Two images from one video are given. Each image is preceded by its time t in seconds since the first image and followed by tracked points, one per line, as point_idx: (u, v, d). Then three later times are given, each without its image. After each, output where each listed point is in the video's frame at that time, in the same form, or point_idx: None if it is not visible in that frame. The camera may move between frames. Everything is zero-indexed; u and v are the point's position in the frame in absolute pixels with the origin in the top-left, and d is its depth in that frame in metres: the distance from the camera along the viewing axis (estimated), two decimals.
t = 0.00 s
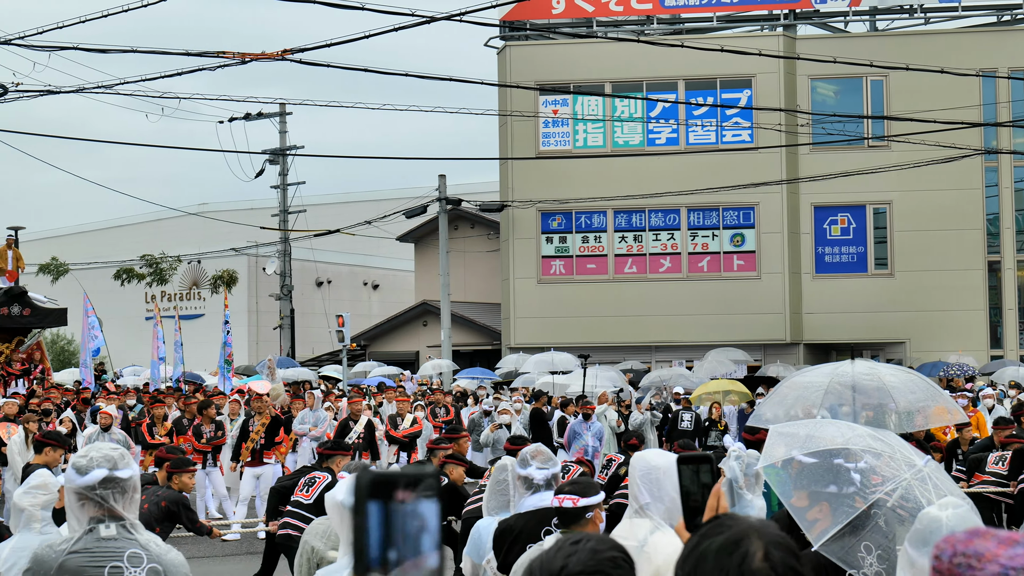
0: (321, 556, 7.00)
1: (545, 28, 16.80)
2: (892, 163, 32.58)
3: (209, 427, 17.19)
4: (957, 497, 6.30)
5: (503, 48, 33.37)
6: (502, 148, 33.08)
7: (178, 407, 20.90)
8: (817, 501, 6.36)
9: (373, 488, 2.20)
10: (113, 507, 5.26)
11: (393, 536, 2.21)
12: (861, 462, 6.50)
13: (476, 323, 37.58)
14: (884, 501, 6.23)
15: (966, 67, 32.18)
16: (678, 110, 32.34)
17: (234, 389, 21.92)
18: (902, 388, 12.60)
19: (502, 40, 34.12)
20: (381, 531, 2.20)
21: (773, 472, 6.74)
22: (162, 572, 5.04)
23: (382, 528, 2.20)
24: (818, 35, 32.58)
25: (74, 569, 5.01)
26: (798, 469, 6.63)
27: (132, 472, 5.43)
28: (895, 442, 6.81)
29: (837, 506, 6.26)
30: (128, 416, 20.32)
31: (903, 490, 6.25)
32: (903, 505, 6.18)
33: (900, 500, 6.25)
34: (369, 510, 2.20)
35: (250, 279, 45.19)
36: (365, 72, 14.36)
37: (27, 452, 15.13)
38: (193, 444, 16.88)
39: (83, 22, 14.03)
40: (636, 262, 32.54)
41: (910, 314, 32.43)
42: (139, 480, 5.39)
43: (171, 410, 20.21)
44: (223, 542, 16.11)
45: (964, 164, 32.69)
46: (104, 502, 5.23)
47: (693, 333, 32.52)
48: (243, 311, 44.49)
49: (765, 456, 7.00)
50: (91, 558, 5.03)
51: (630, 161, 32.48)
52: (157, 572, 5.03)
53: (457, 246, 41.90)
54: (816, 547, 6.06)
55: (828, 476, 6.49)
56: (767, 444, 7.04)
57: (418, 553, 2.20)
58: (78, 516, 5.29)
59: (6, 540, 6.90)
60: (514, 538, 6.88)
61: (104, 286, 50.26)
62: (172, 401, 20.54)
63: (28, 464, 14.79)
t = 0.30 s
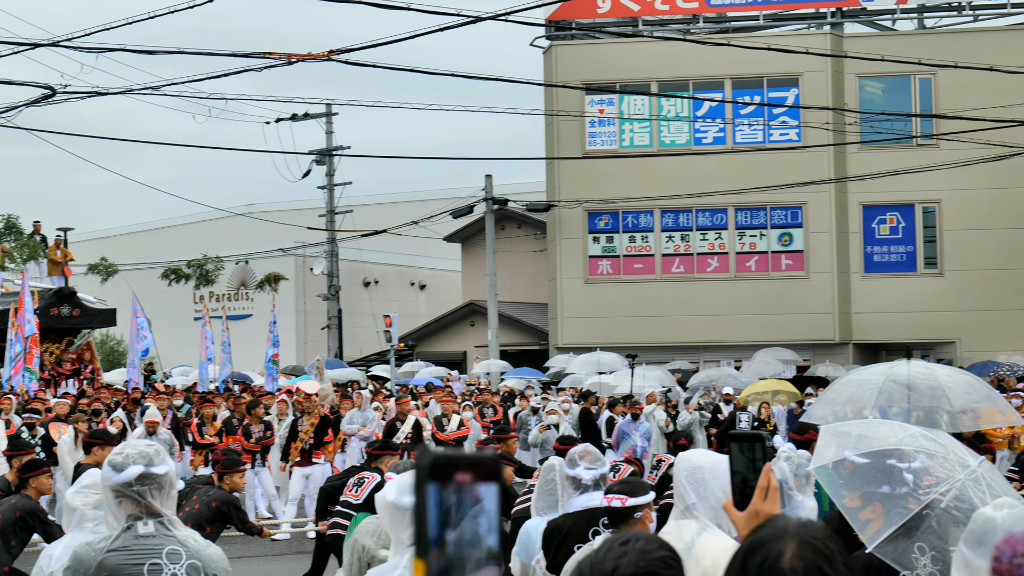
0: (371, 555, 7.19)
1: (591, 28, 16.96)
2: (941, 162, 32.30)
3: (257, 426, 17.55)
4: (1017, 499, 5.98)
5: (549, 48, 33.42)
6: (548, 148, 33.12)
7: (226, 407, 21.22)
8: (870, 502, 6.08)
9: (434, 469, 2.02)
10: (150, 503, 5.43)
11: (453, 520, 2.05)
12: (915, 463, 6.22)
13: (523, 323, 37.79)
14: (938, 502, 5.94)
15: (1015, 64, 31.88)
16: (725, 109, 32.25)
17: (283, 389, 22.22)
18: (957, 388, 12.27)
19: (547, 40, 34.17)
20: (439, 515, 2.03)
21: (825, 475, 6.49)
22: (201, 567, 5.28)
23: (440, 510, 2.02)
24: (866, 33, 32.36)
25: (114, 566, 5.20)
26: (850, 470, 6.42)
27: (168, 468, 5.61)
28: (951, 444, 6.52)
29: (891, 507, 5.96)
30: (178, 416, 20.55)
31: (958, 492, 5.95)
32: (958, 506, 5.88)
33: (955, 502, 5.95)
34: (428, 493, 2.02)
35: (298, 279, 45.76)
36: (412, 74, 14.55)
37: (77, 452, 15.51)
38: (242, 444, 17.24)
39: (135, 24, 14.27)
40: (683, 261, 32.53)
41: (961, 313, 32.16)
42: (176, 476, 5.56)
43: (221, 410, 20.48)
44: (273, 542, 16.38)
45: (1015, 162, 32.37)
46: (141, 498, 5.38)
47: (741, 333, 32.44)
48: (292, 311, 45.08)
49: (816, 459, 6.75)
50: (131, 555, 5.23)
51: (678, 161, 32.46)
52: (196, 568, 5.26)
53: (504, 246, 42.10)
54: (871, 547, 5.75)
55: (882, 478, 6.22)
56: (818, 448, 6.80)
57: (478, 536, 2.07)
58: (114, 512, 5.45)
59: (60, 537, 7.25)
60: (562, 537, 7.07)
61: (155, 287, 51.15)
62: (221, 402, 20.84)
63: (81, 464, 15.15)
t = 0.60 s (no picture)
0: (421, 553, 7.30)
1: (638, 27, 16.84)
2: (995, 161, 31.78)
3: (304, 425, 17.60)
4: None
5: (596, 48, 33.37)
6: (595, 148, 33.09)
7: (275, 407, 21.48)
8: (924, 505, 5.98)
9: (505, 450, 1.78)
10: (189, 502, 5.55)
11: (525, 498, 1.82)
12: (970, 466, 6.12)
13: (570, 323, 37.82)
14: (993, 505, 5.82)
15: None
16: (773, 108, 31.97)
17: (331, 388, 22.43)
18: (1014, 388, 12.04)
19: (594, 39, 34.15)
20: (511, 495, 1.79)
21: (877, 476, 6.41)
22: (239, 565, 5.37)
23: (512, 491, 1.79)
24: (917, 30, 31.96)
25: (152, 564, 5.30)
26: (902, 472, 6.33)
27: (206, 467, 5.74)
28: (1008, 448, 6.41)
29: (945, 510, 5.86)
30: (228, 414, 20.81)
31: (1014, 494, 5.83)
32: (1014, 509, 5.76)
33: (1011, 505, 5.83)
34: (499, 474, 1.78)
35: (345, 279, 46.14)
36: (457, 72, 14.59)
37: (128, 450, 15.87)
38: (289, 443, 17.34)
39: (179, 26, 14.34)
40: (731, 262, 32.34)
41: (1014, 314, 31.70)
42: (214, 475, 5.68)
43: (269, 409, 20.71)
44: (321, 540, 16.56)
45: None
46: (179, 497, 5.51)
47: (789, 334, 32.22)
48: (339, 311, 45.47)
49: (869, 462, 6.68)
50: (169, 554, 5.32)
51: (726, 161, 32.29)
52: (234, 566, 5.35)
53: (551, 246, 42.11)
54: (924, 549, 5.63)
55: (935, 480, 6.12)
56: (870, 450, 6.72)
57: (549, 517, 1.85)
58: (154, 511, 5.59)
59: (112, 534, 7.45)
60: (611, 537, 6.97)
61: (205, 287, 51.89)
62: (270, 402, 21.08)
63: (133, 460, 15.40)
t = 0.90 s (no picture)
0: (475, 554, 7.40)
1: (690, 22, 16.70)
2: None
3: (355, 425, 17.84)
4: None
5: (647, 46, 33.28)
6: (647, 146, 32.96)
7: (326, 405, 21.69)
8: (983, 506, 5.78)
9: (574, 452, 1.90)
10: (232, 503, 5.45)
11: (590, 498, 1.93)
12: None
13: (621, 322, 37.78)
14: None
15: None
16: (827, 105, 31.69)
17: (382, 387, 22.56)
18: None
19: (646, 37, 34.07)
20: (577, 496, 1.91)
21: (934, 479, 6.24)
22: (282, 564, 5.26)
23: (578, 492, 1.91)
24: (975, 25, 31.49)
25: (197, 565, 5.25)
26: (960, 474, 6.17)
27: (250, 467, 5.62)
28: None
29: (1006, 511, 5.65)
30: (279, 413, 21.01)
31: None
32: None
33: None
34: (566, 475, 1.91)
35: (395, 279, 46.51)
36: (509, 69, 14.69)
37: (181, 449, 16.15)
38: (339, 443, 17.55)
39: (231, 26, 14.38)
40: (784, 260, 32.08)
41: None
42: (257, 475, 5.56)
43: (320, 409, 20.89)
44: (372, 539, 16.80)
45: None
46: (222, 498, 5.42)
47: (844, 333, 31.90)
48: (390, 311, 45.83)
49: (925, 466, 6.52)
50: (213, 554, 5.26)
51: (780, 158, 32.04)
52: (278, 566, 5.24)
53: (602, 245, 42.08)
54: (985, 550, 5.36)
55: (995, 482, 5.96)
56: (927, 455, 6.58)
57: (615, 514, 1.95)
58: (200, 511, 5.52)
59: (169, 532, 7.75)
60: (664, 538, 6.75)
61: (259, 287, 52.60)
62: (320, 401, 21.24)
63: (187, 459, 15.66)
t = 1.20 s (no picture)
0: (534, 551, 7.70)
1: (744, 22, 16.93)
2: None
3: (410, 425, 18.27)
4: None
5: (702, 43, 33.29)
6: (701, 143, 32.94)
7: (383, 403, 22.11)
8: None
9: (625, 451, 1.80)
10: (283, 503, 5.62)
11: (640, 499, 1.82)
12: None
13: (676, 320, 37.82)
14: None
15: None
16: (884, 101, 31.36)
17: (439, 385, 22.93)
18: None
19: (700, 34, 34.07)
20: (627, 496, 1.82)
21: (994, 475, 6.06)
22: (332, 563, 5.39)
23: (627, 493, 1.82)
24: None
25: (247, 564, 5.39)
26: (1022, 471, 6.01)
27: (301, 468, 5.78)
28: None
29: None
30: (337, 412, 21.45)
31: None
32: None
33: None
34: (614, 477, 1.81)
35: (450, 279, 47.05)
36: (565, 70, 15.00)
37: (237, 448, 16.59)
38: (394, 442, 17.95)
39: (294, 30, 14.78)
40: (841, 257, 31.99)
41: None
42: (307, 476, 5.72)
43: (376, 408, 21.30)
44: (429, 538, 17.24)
45: None
46: (273, 498, 5.59)
47: (901, 331, 31.72)
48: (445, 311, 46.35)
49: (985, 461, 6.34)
50: (264, 553, 5.40)
51: (835, 155, 31.88)
52: (328, 564, 5.38)
53: (656, 243, 42.11)
54: None
55: None
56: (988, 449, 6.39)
57: (663, 514, 1.83)
58: (252, 511, 5.69)
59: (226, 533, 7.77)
60: (721, 536, 6.93)
61: (316, 287, 53.44)
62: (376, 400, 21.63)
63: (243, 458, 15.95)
